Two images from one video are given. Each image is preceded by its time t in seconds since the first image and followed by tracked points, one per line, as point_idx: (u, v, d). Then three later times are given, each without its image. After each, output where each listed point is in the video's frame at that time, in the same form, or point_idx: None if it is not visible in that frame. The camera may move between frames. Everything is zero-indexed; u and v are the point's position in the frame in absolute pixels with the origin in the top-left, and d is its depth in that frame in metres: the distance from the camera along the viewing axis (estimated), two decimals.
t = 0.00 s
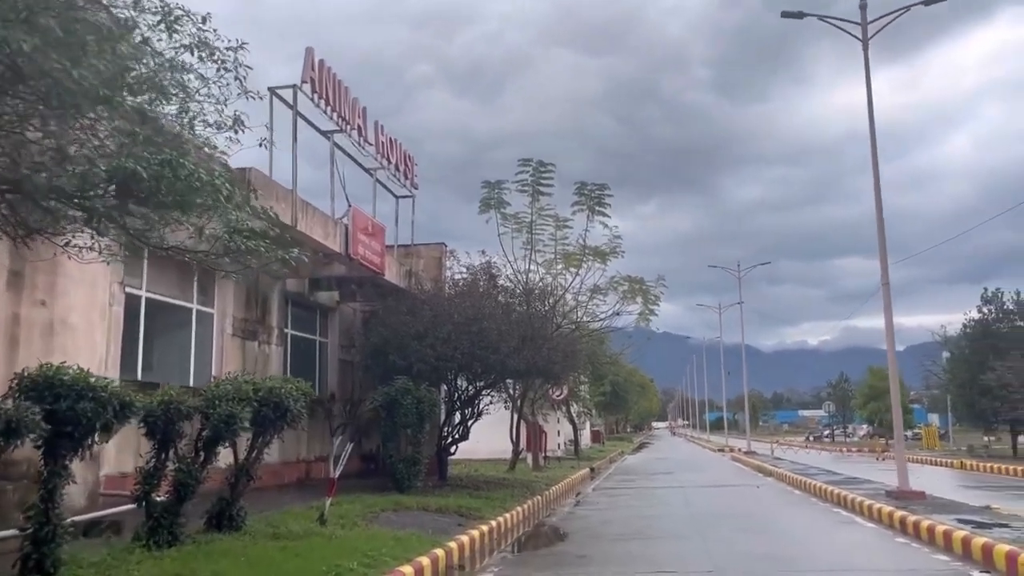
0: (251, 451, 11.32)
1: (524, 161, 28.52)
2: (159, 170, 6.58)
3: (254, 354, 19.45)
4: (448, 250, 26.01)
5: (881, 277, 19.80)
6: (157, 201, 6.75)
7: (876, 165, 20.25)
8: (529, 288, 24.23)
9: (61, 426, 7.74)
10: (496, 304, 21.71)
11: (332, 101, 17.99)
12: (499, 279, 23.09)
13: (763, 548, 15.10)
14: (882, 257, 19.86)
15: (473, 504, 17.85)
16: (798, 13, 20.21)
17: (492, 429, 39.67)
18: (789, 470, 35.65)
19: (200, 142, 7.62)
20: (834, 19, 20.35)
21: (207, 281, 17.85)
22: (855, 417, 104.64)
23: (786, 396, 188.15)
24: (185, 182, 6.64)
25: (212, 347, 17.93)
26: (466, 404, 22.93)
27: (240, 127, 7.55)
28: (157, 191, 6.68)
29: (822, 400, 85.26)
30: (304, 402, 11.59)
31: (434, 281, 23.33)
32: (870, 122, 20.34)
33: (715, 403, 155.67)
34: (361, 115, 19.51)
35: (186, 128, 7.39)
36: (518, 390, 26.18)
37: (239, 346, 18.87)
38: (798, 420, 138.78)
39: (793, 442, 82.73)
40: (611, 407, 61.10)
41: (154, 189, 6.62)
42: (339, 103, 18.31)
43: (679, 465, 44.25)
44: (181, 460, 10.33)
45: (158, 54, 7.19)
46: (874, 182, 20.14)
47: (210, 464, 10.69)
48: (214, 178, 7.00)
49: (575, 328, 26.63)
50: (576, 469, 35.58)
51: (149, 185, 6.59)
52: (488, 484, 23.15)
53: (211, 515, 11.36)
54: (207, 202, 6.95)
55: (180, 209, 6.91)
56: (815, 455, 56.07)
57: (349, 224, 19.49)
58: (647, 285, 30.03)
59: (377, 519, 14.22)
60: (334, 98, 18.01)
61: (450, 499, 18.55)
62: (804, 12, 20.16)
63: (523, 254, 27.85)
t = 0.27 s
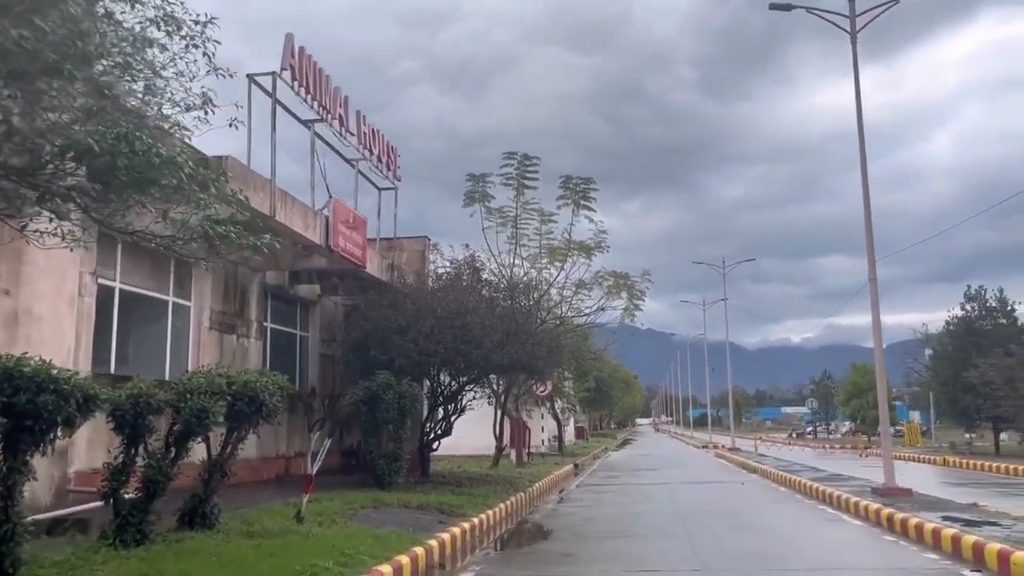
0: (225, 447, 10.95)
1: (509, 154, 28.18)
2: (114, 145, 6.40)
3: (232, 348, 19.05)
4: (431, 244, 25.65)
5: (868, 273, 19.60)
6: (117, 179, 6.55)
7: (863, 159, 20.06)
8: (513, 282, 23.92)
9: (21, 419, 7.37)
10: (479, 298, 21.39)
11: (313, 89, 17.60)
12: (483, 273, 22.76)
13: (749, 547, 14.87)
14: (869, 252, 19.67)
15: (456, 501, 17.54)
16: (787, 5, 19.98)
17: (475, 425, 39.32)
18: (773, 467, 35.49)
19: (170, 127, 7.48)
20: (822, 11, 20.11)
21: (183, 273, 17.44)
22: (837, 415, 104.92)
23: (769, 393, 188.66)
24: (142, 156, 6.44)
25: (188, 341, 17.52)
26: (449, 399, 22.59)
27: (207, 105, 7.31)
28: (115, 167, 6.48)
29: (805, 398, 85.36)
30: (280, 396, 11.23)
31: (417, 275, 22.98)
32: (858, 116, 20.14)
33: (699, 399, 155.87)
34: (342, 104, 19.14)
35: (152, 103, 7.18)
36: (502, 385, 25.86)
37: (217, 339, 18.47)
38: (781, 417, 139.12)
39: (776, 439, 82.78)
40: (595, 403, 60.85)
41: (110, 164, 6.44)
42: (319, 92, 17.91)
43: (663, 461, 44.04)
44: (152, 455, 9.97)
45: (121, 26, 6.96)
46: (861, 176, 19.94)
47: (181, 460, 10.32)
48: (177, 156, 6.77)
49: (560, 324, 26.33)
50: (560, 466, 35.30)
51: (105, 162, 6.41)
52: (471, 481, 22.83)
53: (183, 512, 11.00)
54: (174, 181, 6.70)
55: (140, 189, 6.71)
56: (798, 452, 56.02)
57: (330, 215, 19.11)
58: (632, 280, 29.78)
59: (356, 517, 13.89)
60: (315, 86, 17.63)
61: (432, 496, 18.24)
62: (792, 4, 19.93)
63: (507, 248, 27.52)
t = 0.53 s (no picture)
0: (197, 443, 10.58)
1: (492, 146, 27.86)
2: (62, 120, 6.08)
3: (208, 341, 18.64)
4: (412, 236, 25.30)
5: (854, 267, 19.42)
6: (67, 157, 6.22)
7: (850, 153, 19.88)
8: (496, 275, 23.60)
9: None
10: (461, 291, 21.06)
11: (291, 77, 17.23)
12: (465, 266, 22.42)
13: (734, 544, 14.64)
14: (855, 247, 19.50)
15: (436, 497, 17.24)
16: None
17: (457, 420, 38.98)
18: (756, 462, 35.37)
19: (132, 108, 7.19)
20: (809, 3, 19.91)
21: (157, 264, 17.02)
22: (818, 410, 105.24)
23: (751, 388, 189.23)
24: (91, 130, 6.10)
25: (162, 333, 17.10)
26: (430, 394, 22.27)
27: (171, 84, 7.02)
28: (64, 143, 6.15)
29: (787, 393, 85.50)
30: (254, 391, 10.87)
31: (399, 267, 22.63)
32: (845, 109, 19.94)
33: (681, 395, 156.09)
34: (322, 92, 18.76)
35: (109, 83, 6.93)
36: (483, 380, 25.55)
37: (192, 332, 18.06)
38: (762, 412, 139.53)
39: (757, 434, 82.88)
40: (578, 397, 60.64)
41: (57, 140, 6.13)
42: (298, 80, 17.52)
43: (645, 456, 43.91)
44: (118, 452, 9.60)
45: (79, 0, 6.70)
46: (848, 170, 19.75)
47: (150, 457, 9.96)
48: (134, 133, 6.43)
49: (543, 318, 26.04)
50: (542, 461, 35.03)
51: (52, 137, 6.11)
52: (452, 477, 22.52)
53: (153, 510, 10.64)
54: (132, 160, 6.32)
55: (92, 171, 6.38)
56: (780, 447, 56.03)
57: (308, 206, 18.74)
58: (616, 274, 29.52)
59: (333, 514, 13.56)
60: (293, 74, 17.25)
61: (412, 492, 17.93)
62: None
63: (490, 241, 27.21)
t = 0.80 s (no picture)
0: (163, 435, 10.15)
1: (471, 134, 27.44)
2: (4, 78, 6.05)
3: (178, 329, 18.15)
4: (389, 225, 24.86)
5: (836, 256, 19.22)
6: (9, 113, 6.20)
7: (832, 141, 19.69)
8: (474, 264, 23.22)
9: None
10: (438, 280, 20.67)
11: (264, 57, 16.76)
12: (443, 255, 22.02)
13: (716, 536, 14.38)
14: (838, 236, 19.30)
15: (412, 489, 16.88)
16: None
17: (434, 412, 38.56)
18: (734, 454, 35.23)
19: (94, 77, 7.10)
20: None
21: (125, 250, 16.52)
22: (794, 402, 105.66)
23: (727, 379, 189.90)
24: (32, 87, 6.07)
25: (130, 321, 16.61)
26: (406, 384, 21.88)
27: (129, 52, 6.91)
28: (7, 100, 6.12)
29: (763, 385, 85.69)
30: (223, 380, 10.44)
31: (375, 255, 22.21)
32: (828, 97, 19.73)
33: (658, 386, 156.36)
34: (296, 75, 18.29)
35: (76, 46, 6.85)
36: (461, 370, 25.16)
37: (162, 320, 17.56)
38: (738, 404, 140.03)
39: (734, 425, 83.05)
40: (555, 389, 60.33)
41: None
42: (271, 61, 17.06)
43: (624, 448, 43.66)
44: (79, 443, 9.19)
45: None
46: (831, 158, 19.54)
47: (112, 449, 9.54)
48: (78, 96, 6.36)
49: (521, 308, 25.69)
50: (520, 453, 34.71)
51: None
52: (430, 469, 22.15)
53: (117, 504, 10.21)
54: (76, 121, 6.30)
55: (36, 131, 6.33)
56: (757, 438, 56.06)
57: (282, 191, 18.27)
58: (595, 264, 29.22)
59: (306, 507, 13.16)
60: (266, 55, 16.80)
61: (388, 483, 17.55)
62: None
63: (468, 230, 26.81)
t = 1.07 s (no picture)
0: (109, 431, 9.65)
1: (434, 123, 26.98)
2: None
3: (129, 321, 17.53)
4: (350, 215, 24.33)
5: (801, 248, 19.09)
6: None
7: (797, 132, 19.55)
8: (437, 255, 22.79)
9: None
10: (400, 271, 20.22)
11: (219, 39, 16.18)
12: (405, 245, 21.54)
13: (680, 530, 14.15)
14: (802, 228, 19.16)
15: (371, 484, 16.46)
16: None
17: (396, 405, 38.05)
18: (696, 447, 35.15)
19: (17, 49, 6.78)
20: None
21: (73, 239, 15.89)
22: (753, 394, 106.43)
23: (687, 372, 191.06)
24: None
25: (79, 312, 15.96)
26: (367, 378, 21.39)
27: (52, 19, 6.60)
28: None
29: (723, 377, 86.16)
30: (174, 374, 9.93)
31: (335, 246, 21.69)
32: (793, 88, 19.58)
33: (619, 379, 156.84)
34: (253, 59, 17.70)
35: None
36: (423, 363, 24.73)
37: (112, 311, 16.94)
38: (698, 396, 140.89)
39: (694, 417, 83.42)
40: (518, 381, 60.06)
41: None
42: (227, 43, 16.47)
43: (586, 441, 43.48)
44: (17, 442, 8.68)
45: None
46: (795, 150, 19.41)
47: (54, 447, 9.03)
48: None
49: (485, 300, 25.31)
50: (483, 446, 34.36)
51: None
52: (391, 464, 21.70)
53: (59, 505, 9.69)
54: None
55: None
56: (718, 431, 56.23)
57: (238, 178, 17.70)
58: (559, 256, 28.91)
59: (262, 505, 12.69)
60: (221, 38, 16.21)
61: (347, 479, 17.10)
62: None
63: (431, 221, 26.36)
